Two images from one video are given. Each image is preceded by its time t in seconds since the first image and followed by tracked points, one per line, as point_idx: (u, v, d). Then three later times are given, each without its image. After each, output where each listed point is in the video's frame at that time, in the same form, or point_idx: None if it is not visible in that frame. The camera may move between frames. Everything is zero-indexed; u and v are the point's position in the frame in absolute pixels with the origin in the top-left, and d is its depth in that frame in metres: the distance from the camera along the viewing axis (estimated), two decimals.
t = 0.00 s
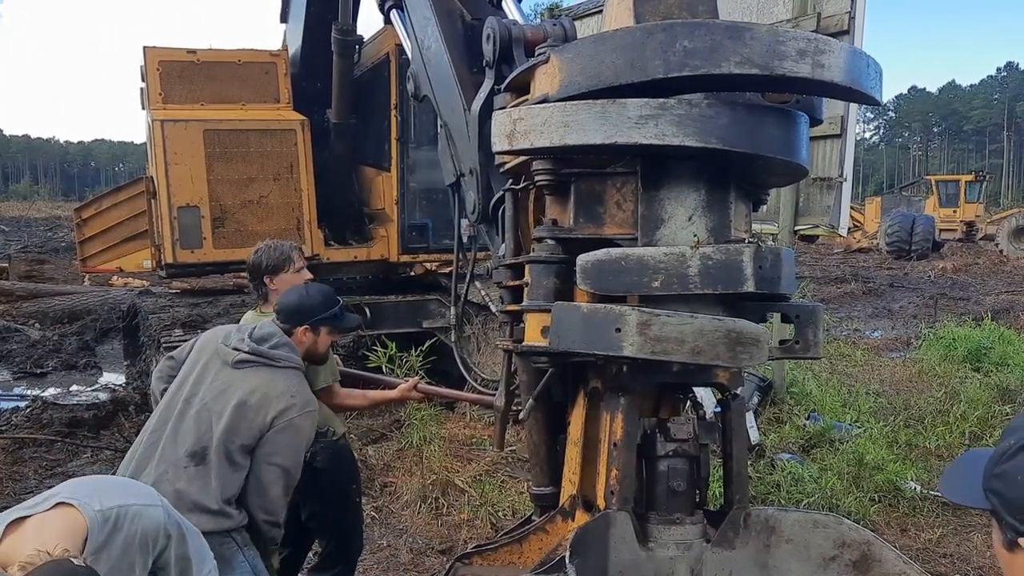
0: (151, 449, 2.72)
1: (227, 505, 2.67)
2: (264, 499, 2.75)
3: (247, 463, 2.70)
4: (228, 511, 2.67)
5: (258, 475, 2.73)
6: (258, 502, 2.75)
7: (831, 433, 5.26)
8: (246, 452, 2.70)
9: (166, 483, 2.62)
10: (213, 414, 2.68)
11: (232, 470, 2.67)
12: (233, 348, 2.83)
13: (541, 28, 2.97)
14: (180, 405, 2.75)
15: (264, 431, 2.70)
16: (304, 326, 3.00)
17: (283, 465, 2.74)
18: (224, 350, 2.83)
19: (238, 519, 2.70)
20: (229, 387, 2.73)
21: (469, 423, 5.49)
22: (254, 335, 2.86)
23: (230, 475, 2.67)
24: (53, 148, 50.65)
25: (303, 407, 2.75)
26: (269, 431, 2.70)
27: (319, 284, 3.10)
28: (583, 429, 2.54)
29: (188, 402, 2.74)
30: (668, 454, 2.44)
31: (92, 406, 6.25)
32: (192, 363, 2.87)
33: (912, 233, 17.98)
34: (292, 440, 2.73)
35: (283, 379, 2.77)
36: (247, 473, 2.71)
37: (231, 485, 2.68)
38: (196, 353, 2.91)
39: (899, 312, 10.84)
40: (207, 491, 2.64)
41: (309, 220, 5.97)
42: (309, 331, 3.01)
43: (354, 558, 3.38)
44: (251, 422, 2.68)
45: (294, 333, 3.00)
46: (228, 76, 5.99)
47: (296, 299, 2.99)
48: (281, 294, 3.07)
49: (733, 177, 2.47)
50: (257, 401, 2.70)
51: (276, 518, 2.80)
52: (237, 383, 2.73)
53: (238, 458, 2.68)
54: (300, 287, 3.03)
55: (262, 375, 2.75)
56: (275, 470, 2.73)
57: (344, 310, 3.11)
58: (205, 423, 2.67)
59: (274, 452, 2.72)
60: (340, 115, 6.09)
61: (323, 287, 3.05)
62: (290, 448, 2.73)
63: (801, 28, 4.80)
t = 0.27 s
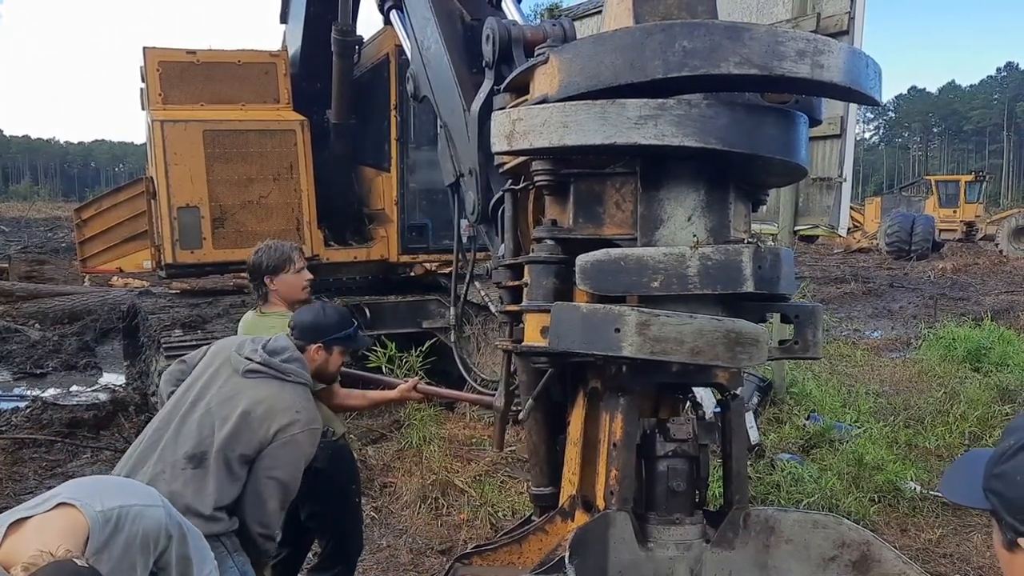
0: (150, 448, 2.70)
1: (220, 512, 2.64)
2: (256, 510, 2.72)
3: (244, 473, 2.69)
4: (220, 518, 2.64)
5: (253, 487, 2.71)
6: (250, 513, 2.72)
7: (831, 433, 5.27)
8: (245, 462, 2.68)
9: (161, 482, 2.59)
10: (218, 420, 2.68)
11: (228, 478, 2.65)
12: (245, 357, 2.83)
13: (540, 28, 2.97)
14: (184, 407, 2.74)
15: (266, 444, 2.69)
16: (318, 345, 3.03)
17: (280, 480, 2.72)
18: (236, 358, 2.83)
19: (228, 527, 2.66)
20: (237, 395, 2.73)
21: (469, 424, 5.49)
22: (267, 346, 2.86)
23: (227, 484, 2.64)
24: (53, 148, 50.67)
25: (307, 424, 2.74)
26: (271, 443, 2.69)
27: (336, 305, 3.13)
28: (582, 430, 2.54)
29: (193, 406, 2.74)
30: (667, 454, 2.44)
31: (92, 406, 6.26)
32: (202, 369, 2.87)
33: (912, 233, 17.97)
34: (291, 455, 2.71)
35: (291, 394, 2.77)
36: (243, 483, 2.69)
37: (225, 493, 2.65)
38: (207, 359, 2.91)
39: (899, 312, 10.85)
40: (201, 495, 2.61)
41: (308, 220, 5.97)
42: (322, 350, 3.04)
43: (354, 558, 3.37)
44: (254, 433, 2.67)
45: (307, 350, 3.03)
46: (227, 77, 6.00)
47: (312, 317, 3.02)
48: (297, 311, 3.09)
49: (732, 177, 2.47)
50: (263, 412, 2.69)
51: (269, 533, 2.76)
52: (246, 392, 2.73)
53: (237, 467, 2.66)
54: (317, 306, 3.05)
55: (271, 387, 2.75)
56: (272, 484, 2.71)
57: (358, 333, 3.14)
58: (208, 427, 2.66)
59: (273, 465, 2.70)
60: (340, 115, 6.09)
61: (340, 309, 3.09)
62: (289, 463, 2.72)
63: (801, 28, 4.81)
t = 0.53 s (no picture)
0: (151, 448, 2.67)
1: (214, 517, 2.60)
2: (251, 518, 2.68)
3: (243, 483, 2.66)
4: (213, 523, 2.59)
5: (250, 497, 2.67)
6: (244, 522, 2.68)
7: (830, 433, 5.26)
8: (245, 472, 2.66)
9: (160, 483, 2.56)
10: (223, 427, 2.65)
11: (227, 486, 2.62)
12: (256, 368, 2.81)
13: (540, 27, 2.97)
14: (191, 412, 2.72)
15: (268, 456, 2.66)
16: (329, 363, 3.02)
17: (277, 493, 2.69)
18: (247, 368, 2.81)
19: (221, 531, 2.62)
20: (245, 405, 2.70)
21: (468, 424, 5.48)
22: (281, 360, 2.84)
23: (226, 491, 2.61)
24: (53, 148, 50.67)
25: (310, 442, 2.72)
26: (273, 457, 2.67)
27: (348, 322, 3.12)
28: (582, 430, 2.53)
29: (200, 411, 2.71)
30: (667, 454, 2.44)
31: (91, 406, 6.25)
32: (212, 376, 2.84)
33: (912, 233, 17.97)
34: (290, 471, 2.69)
35: (298, 409, 2.75)
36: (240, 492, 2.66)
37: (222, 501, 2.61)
38: (218, 367, 2.89)
39: (898, 312, 10.85)
40: (198, 498, 2.57)
41: (308, 220, 5.97)
42: (334, 367, 3.03)
43: (353, 558, 3.37)
44: (257, 443, 2.65)
45: (319, 368, 3.02)
46: (226, 76, 5.99)
47: (324, 335, 3.02)
48: (309, 327, 3.09)
49: (731, 177, 2.47)
50: (269, 424, 2.67)
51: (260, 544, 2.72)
52: (254, 402, 2.71)
53: (236, 476, 2.63)
54: (329, 323, 3.05)
55: (279, 401, 2.73)
56: (270, 496, 2.68)
57: (369, 352, 3.14)
58: (211, 433, 2.64)
59: (272, 478, 2.67)
60: (340, 115, 6.09)
61: (352, 327, 3.08)
62: (288, 479, 2.69)
63: (801, 28, 4.80)
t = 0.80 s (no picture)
0: (164, 450, 2.66)
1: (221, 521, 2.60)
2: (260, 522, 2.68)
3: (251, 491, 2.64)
4: (221, 527, 2.59)
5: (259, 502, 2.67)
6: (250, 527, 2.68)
7: (830, 433, 5.27)
8: (255, 480, 2.64)
9: (170, 485, 2.56)
10: (235, 434, 2.62)
11: (235, 494, 2.60)
12: (272, 377, 2.76)
13: (539, 28, 2.97)
14: (203, 416, 2.69)
15: (278, 468, 2.64)
16: (342, 375, 3.01)
17: (283, 503, 2.67)
18: (263, 377, 2.77)
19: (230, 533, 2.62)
20: (257, 414, 2.67)
21: (468, 424, 5.48)
22: (296, 371, 2.79)
23: (235, 498, 2.60)
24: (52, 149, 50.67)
25: (319, 456, 2.68)
26: (281, 468, 2.64)
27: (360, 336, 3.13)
28: (581, 430, 2.53)
29: (212, 416, 2.68)
30: (667, 454, 2.44)
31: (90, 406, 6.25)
32: (228, 380, 2.81)
33: (911, 233, 17.96)
34: (297, 483, 2.66)
35: (311, 423, 2.71)
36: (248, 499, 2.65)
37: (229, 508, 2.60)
38: (234, 372, 2.85)
39: (897, 312, 10.86)
40: (206, 503, 2.56)
41: (307, 220, 5.96)
42: (347, 379, 3.02)
43: (353, 558, 3.37)
44: (268, 455, 2.62)
45: (331, 379, 3.00)
46: (225, 76, 5.99)
47: (338, 346, 3.02)
48: (322, 340, 3.09)
49: (731, 177, 2.47)
50: (280, 436, 2.63)
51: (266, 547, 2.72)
52: (266, 412, 2.67)
53: (244, 484, 2.61)
54: (343, 336, 3.06)
55: (293, 413, 2.68)
56: (276, 505, 2.67)
57: (381, 367, 3.14)
58: (223, 440, 2.61)
59: (279, 489, 2.66)
60: (339, 115, 6.08)
61: (366, 339, 3.09)
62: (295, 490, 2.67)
63: (800, 28, 4.80)
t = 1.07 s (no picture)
0: (182, 453, 2.68)
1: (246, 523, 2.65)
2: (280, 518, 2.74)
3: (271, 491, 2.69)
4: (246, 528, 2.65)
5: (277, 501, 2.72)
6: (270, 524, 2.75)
7: (829, 433, 5.27)
8: (275, 481, 2.69)
9: (191, 490, 2.59)
10: (253, 438, 2.64)
11: (257, 496, 2.65)
12: (286, 380, 2.76)
13: (539, 28, 2.97)
14: (220, 420, 2.70)
15: (298, 470, 2.69)
16: (354, 372, 3.02)
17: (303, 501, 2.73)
18: (277, 379, 2.77)
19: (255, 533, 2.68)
20: (274, 417, 2.68)
21: (467, 424, 5.48)
22: (310, 372, 2.79)
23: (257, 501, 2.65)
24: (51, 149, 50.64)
25: (337, 457, 2.74)
26: (300, 470, 2.69)
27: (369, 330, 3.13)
28: (581, 430, 2.53)
29: (229, 420, 2.69)
30: (667, 454, 2.43)
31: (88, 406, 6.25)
32: (241, 381, 2.81)
33: (910, 233, 17.94)
34: (317, 484, 2.72)
35: (328, 425, 2.74)
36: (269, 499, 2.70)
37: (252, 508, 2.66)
38: (246, 373, 2.84)
39: (897, 312, 10.86)
40: (230, 506, 2.61)
41: (306, 220, 5.96)
42: (359, 377, 3.03)
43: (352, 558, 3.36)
44: (288, 458, 2.66)
45: (344, 378, 3.02)
46: (224, 76, 5.98)
47: (347, 344, 3.02)
48: (331, 337, 3.09)
49: (730, 177, 2.46)
50: (298, 440, 2.66)
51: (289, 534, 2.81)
52: (283, 416, 2.69)
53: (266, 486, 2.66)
54: (351, 332, 3.06)
55: (309, 416, 2.71)
56: (296, 504, 2.73)
57: (392, 359, 3.14)
58: (242, 445, 2.63)
59: (299, 489, 2.71)
60: (338, 115, 6.08)
61: (375, 334, 3.09)
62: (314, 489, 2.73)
63: (800, 28, 4.80)
